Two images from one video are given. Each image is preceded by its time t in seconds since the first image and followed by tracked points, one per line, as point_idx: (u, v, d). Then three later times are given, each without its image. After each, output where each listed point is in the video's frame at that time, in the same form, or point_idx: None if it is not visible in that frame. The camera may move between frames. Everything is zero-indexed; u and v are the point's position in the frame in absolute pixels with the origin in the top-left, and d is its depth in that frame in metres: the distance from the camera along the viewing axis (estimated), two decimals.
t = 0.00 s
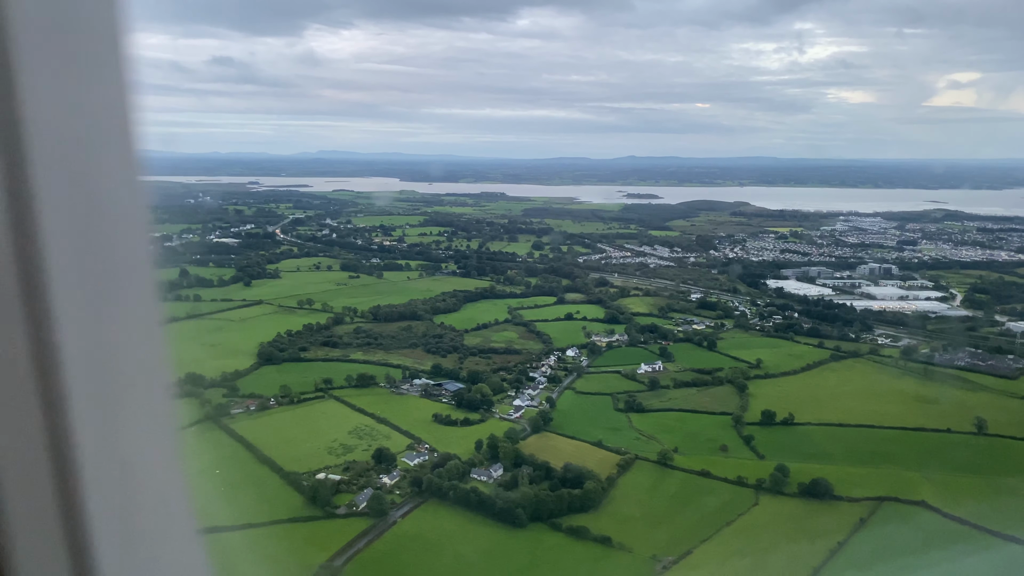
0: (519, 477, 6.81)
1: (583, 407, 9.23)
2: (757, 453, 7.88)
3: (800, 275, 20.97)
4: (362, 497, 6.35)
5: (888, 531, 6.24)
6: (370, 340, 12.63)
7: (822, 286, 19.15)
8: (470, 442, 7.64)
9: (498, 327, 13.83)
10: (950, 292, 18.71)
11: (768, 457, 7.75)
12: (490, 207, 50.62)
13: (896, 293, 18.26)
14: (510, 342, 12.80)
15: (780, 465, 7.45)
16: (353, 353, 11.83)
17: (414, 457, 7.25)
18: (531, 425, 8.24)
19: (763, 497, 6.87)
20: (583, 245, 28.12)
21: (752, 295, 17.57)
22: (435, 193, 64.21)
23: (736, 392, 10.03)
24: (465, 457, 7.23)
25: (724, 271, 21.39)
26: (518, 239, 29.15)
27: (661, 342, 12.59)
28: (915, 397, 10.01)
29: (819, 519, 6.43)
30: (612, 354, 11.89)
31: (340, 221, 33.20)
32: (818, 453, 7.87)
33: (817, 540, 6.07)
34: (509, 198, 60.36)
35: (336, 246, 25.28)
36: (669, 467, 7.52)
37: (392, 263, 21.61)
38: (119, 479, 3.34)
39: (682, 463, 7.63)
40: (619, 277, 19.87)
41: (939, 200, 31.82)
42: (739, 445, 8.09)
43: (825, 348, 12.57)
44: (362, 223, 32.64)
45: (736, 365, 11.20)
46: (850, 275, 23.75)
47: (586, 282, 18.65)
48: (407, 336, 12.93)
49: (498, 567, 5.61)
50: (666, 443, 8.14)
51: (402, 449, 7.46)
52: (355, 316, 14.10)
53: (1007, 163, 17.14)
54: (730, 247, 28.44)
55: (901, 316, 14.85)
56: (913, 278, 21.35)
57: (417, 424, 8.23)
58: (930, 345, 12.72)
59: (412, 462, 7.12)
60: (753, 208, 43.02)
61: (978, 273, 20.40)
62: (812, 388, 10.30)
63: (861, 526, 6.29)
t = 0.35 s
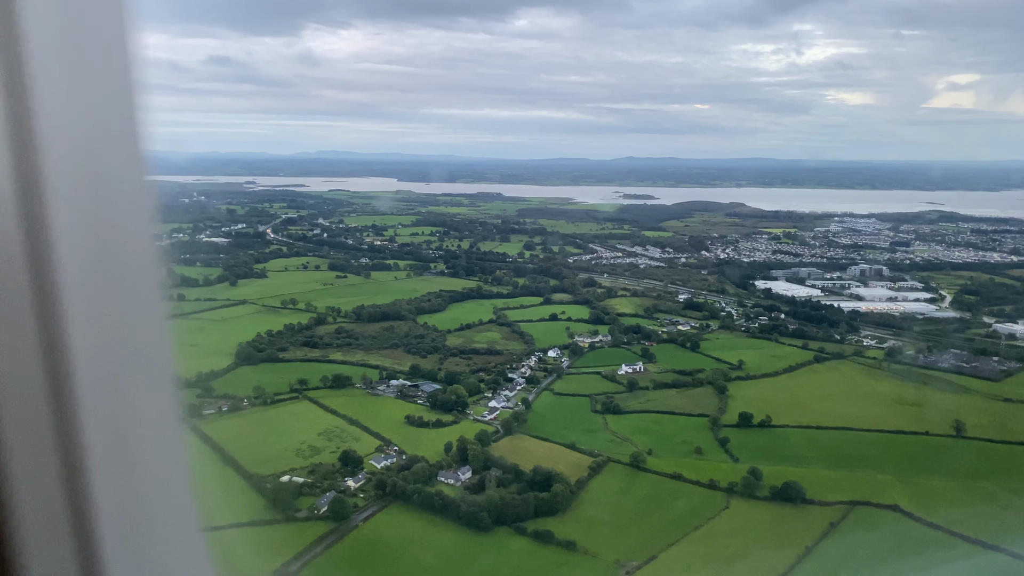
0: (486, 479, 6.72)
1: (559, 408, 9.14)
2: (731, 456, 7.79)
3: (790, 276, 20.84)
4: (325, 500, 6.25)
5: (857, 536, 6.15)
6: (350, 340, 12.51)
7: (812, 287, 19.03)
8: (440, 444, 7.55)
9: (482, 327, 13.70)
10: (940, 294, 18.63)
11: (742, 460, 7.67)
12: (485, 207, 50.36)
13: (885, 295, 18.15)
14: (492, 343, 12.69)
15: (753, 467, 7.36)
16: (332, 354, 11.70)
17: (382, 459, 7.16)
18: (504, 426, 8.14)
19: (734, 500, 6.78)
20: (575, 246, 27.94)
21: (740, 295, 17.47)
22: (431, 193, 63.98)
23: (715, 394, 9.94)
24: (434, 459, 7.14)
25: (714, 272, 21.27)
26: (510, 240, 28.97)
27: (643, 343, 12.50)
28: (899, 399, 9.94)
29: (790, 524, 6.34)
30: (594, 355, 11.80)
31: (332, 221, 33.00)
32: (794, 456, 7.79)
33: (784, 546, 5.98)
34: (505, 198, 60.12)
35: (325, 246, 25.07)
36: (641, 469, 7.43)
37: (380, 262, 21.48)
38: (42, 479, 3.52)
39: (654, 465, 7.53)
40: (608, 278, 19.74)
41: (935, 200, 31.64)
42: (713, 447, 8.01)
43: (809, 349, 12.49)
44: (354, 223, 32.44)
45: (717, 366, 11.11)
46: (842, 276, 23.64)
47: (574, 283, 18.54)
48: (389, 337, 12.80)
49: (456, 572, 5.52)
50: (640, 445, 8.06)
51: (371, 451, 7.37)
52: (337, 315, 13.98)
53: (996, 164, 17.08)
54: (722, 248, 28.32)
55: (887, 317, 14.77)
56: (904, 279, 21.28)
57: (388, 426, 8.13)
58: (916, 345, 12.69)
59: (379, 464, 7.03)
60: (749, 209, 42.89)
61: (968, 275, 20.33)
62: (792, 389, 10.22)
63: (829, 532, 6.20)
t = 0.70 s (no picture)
0: (453, 483, 6.60)
1: (535, 409, 9.02)
2: (705, 459, 7.68)
3: (780, 277, 20.73)
4: (285, 504, 6.05)
5: (828, 542, 6.03)
6: (331, 341, 12.39)
7: (801, 288, 18.93)
8: (410, 446, 7.43)
9: (465, 327, 13.57)
10: (930, 295, 18.53)
11: (716, 463, 7.55)
12: (479, 207, 50.23)
13: (875, 296, 18.04)
14: (474, 343, 12.58)
15: (727, 471, 7.25)
16: (311, 354, 11.58)
17: (348, 461, 7.04)
18: (476, 427, 8.03)
19: (704, 504, 6.67)
20: (566, 246, 27.83)
21: (728, 296, 17.35)
22: (426, 193, 63.87)
23: (695, 395, 9.83)
24: (402, 461, 7.03)
25: (703, 273, 21.17)
26: (501, 240, 28.85)
27: (626, 344, 12.39)
28: (881, 400, 9.84)
29: (759, 529, 6.22)
30: (576, 357, 11.68)
31: (323, 220, 32.84)
32: (770, 459, 7.67)
33: (752, 551, 5.86)
34: (500, 198, 60.01)
35: (314, 245, 24.93)
36: (613, 473, 7.31)
37: (368, 262, 21.36)
38: None
39: (626, 468, 7.42)
40: (596, 278, 19.63)
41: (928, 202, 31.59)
42: (688, 450, 7.89)
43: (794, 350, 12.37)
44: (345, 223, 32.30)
45: (699, 367, 10.99)
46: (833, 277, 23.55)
47: (562, 283, 18.41)
48: (370, 337, 12.68)
49: None
50: (615, 447, 7.94)
51: (339, 453, 7.26)
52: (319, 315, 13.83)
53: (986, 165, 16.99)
54: (714, 248, 28.21)
55: (875, 318, 14.67)
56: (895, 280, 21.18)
57: (358, 428, 8.02)
58: (902, 347, 12.60)
59: (344, 466, 6.92)
60: (743, 210, 42.84)
61: (958, 278, 20.24)
62: (774, 390, 10.10)
63: (799, 537, 6.08)
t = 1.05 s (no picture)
0: (418, 486, 6.49)
1: (511, 411, 8.91)
2: (679, 462, 7.58)
3: (771, 277, 20.62)
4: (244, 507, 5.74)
5: (797, 547, 5.93)
6: (311, 341, 12.26)
7: (791, 288, 18.83)
8: (379, 448, 7.32)
9: (449, 328, 13.44)
10: (920, 296, 18.43)
11: (690, 465, 7.45)
12: (475, 207, 50.02)
13: (865, 296, 17.94)
14: (456, 343, 12.45)
15: (700, 474, 7.15)
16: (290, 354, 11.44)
17: (314, 464, 6.93)
18: (449, 428, 7.91)
19: (675, 507, 6.57)
20: (559, 247, 27.70)
21: (717, 296, 17.24)
22: (422, 194, 63.66)
23: (675, 397, 9.73)
24: (369, 464, 6.91)
25: (694, 273, 21.06)
26: (494, 240, 28.68)
27: (610, 345, 12.29)
28: (861, 401, 9.75)
29: (728, 533, 6.13)
30: (558, 357, 11.57)
31: (317, 220, 32.65)
32: (745, 461, 7.58)
33: (718, 557, 5.76)
34: (496, 199, 59.79)
35: (304, 245, 24.76)
36: (584, 476, 7.20)
37: (357, 262, 21.22)
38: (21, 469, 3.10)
39: (598, 471, 7.32)
40: (585, 279, 19.51)
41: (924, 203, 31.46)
42: (663, 453, 7.80)
43: (778, 350, 12.27)
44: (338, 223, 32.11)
45: (680, 368, 10.90)
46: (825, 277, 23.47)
47: (551, 283, 18.29)
48: (351, 338, 12.55)
49: None
50: (588, 450, 7.84)
51: (307, 456, 7.14)
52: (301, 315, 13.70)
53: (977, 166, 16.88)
54: (707, 249, 28.06)
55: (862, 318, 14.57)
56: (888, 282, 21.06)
57: (329, 430, 7.90)
58: (887, 348, 12.51)
59: (310, 469, 6.81)
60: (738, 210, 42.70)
61: (949, 279, 20.12)
62: (755, 391, 9.99)
63: (767, 541, 5.98)
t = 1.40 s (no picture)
0: (383, 490, 6.38)
1: (486, 413, 8.80)
2: (653, 465, 7.47)
3: (761, 277, 20.53)
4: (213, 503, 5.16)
5: (765, 552, 5.84)
6: (291, 342, 12.15)
7: (780, 289, 18.74)
8: (347, 450, 7.21)
9: (432, 329, 13.32)
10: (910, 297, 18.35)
11: (664, 469, 7.35)
12: (470, 208, 49.84)
13: (854, 296, 17.85)
14: (438, 344, 12.34)
15: (672, 477, 7.05)
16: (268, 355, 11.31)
17: (280, 466, 6.78)
18: (420, 431, 7.80)
19: (644, 510, 6.47)
20: (550, 247, 27.59)
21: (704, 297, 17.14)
22: (418, 193, 63.50)
23: (653, 399, 9.63)
24: (336, 467, 6.79)
25: (683, 274, 20.96)
26: (485, 241, 28.52)
27: (592, 346, 12.19)
28: (841, 402, 9.66)
29: (695, 537, 6.04)
30: (539, 358, 11.46)
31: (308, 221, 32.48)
32: (720, 465, 7.49)
33: (685, 562, 5.66)
34: (491, 199, 59.59)
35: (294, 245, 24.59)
36: (555, 478, 7.10)
37: (345, 262, 21.10)
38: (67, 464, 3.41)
39: (569, 474, 7.21)
40: (574, 279, 19.40)
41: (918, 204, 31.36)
42: (637, 456, 7.69)
43: (762, 351, 12.18)
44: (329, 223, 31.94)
45: (661, 370, 10.80)
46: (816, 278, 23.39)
47: (539, 284, 18.18)
48: (332, 339, 12.41)
49: None
50: (561, 452, 7.74)
51: (273, 457, 6.97)
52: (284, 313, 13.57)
53: (966, 168, 16.81)
54: (700, 249, 27.95)
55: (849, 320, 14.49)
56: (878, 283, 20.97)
57: (297, 431, 7.76)
58: (872, 350, 12.43)
59: (275, 471, 6.66)
60: (733, 211, 42.57)
61: (940, 281, 20.02)
62: (736, 393, 9.89)
63: (735, 546, 5.88)
